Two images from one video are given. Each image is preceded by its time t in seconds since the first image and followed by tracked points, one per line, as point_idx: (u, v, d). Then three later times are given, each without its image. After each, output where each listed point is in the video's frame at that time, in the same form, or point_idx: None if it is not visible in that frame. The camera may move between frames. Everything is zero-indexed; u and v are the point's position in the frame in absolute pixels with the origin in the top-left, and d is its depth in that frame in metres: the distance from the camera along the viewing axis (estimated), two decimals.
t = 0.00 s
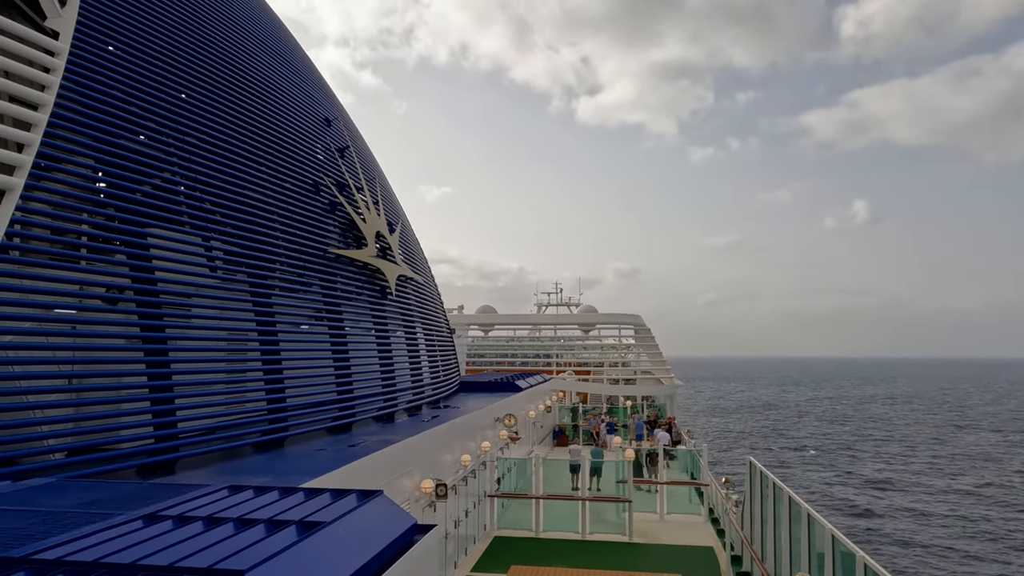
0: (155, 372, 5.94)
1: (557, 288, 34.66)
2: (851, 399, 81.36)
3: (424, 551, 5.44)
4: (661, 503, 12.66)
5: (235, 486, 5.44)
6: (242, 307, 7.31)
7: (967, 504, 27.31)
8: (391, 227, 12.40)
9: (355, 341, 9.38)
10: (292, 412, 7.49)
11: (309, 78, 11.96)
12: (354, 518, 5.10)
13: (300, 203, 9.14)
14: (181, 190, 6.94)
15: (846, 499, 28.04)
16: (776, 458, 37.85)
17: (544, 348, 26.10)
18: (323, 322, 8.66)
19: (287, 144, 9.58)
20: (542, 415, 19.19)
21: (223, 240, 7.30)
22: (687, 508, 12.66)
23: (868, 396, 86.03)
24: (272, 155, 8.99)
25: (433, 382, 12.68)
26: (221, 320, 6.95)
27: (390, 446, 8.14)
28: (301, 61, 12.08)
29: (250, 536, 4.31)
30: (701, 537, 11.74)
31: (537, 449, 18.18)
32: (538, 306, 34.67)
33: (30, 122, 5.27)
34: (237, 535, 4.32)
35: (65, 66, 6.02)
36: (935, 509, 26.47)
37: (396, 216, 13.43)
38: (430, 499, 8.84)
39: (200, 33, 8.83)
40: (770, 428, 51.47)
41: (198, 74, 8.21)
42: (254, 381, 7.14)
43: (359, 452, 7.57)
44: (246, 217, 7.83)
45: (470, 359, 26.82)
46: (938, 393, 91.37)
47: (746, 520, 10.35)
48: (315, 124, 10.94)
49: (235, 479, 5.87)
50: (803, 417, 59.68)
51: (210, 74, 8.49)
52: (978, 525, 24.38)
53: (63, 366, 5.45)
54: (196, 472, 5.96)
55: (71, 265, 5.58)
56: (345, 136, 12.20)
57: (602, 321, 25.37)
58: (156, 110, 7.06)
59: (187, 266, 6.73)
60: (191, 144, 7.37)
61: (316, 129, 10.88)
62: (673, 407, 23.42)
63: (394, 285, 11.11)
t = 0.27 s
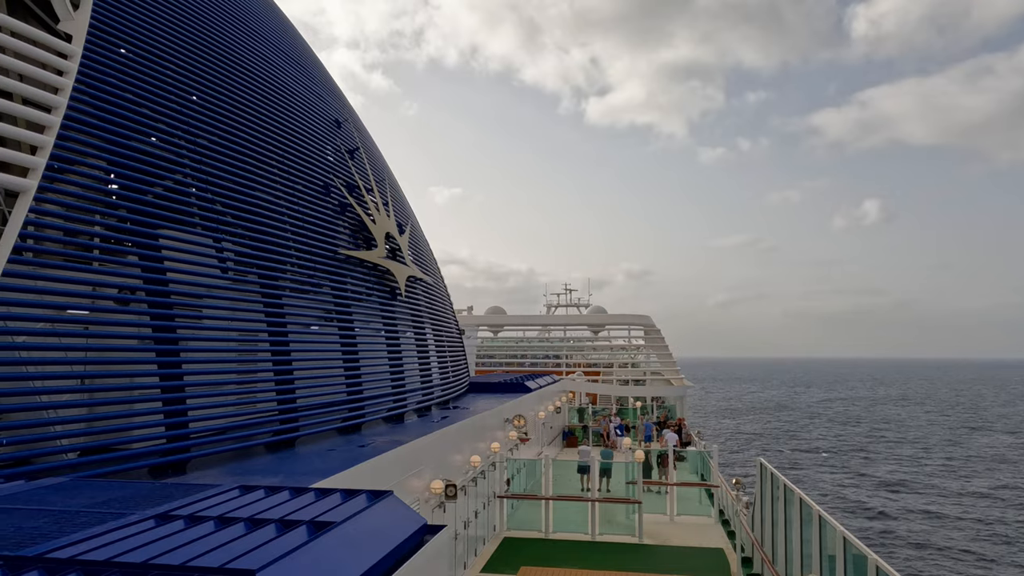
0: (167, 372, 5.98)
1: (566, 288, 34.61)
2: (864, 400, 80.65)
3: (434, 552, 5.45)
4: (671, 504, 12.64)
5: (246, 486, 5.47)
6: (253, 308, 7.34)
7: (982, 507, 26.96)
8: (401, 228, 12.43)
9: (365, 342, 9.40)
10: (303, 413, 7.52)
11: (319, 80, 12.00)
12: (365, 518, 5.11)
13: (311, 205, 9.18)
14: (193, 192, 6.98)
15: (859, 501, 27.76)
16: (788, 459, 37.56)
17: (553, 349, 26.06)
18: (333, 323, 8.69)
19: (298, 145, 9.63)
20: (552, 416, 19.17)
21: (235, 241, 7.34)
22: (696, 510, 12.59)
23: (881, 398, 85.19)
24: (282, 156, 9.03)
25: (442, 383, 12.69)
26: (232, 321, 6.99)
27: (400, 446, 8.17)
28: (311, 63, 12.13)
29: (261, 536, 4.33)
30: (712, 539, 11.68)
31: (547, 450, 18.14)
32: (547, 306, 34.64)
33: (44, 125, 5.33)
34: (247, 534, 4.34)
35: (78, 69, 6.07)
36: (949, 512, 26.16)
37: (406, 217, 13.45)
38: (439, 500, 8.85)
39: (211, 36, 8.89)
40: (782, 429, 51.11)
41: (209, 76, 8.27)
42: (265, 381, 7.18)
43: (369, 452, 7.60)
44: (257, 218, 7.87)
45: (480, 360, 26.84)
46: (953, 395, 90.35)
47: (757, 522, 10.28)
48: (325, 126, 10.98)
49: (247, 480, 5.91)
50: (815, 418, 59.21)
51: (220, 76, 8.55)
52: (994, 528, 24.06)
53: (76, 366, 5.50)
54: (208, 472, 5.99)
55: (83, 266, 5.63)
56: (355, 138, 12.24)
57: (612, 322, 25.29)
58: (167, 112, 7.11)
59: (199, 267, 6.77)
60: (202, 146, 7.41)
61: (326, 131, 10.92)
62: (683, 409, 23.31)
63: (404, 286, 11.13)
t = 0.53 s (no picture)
0: (174, 373, 6.00)
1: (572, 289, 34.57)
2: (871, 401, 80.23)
3: (440, 552, 5.45)
4: (677, 504, 12.52)
5: (253, 486, 5.48)
6: (259, 308, 7.36)
7: (991, 508, 26.77)
8: (407, 229, 12.45)
9: (371, 343, 9.42)
10: (309, 413, 7.54)
11: (325, 81, 12.04)
12: (371, 519, 5.11)
13: (316, 205, 9.20)
14: (199, 193, 7.01)
15: (868, 502, 27.58)
16: (795, 460, 37.39)
17: (559, 349, 26.02)
18: (339, 324, 8.71)
19: (303, 146, 9.65)
20: (558, 416, 19.16)
21: (241, 242, 7.37)
22: (703, 511, 12.58)
23: (889, 399, 84.70)
24: (288, 157, 9.06)
25: (448, 383, 12.69)
26: (238, 322, 7.02)
27: (406, 447, 8.18)
28: (317, 64, 12.17)
29: (268, 536, 4.34)
30: (718, 540, 11.65)
31: (553, 451, 18.11)
32: (553, 307, 34.60)
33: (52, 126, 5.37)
34: (254, 534, 4.35)
35: (86, 71, 6.12)
36: (958, 513, 25.99)
37: (412, 218, 13.47)
38: (445, 500, 8.86)
39: (217, 38, 8.93)
40: (788, 430, 50.89)
41: (216, 78, 8.30)
42: (271, 381, 7.21)
43: (375, 453, 7.61)
44: (264, 219, 7.90)
45: (485, 361, 26.86)
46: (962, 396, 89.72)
47: (763, 524, 10.24)
48: (331, 127, 11.01)
49: (253, 480, 5.92)
50: (822, 419, 58.93)
51: (227, 78, 8.59)
52: (1005, 530, 23.85)
53: (84, 366, 5.53)
54: (215, 472, 6.02)
55: (90, 266, 5.66)
56: (361, 138, 12.27)
57: (618, 322, 25.24)
58: (174, 113, 7.15)
59: (205, 268, 6.80)
60: (208, 147, 7.45)
61: (332, 132, 10.95)
62: (689, 409, 23.23)
63: (410, 286, 11.14)
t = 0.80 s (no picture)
0: (176, 372, 6.01)
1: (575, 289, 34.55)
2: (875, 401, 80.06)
3: (442, 552, 5.45)
4: (679, 505, 12.51)
5: (255, 485, 5.49)
6: (262, 309, 7.37)
7: (995, 509, 26.68)
8: (410, 229, 12.46)
9: (373, 343, 9.42)
10: (311, 413, 7.54)
11: (327, 81, 12.05)
12: (373, 519, 5.11)
13: (319, 206, 9.21)
14: (202, 193, 7.02)
15: (872, 503, 27.49)
16: (799, 461, 37.32)
17: (561, 349, 26.00)
18: (341, 324, 8.72)
19: (306, 146, 9.66)
20: (560, 416, 19.16)
21: (243, 242, 7.37)
22: (705, 511, 12.55)
23: (893, 399, 84.42)
24: (291, 157, 9.07)
25: (450, 384, 12.69)
26: (241, 321, 7.02)
27: (408, 447, 8.18)
28: (319, 64, 12.18)
29: (270, 536, 4.34)
30: (721, 540, 11.63)
31: (555, 451, 18.11)
32: (556, 307, 34.58)
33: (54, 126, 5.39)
34: (256, 534, 4.35)
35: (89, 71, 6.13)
36: (962, 513, 25.91)
37: (414, 218, 13.47)
38: (448, 500, 8.86)
39: (220, 38, 8.94)
40: (792, 431, 50.81)
41: (218, 78, 8.31)
42: (273, 381, 7.22)
43: (377, 453, 7.61)
44: (267, 219, 7.90)
45: (488, 361, 26.87)
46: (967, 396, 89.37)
47: (766, 524, 10.22)
48: (334, 127, 11.02)
49: (256, 479, 5.93)
50: (825, 420, 58.79)
51: (230, 78, 8.59)
52: (1009, 530, 23.76)
53: (87, 366, 5.54)
54: (218, 472, 6.03)
55: (93, 266, 5.67)
56: (363, 138, 12.27)
57: (620, 322, 25.23)
58: (177, 114, 7.15)
59: (208, 268, 6.80)
60: (211, 147, 7.46)
61: (335, 132, 10.96)
62: (692, 410, 23.20)
63: (412, 286, 11.15)
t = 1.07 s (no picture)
0: (173, 371, 6.00)
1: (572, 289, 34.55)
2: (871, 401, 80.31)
3: (439, 551, 5.45)
4: (676, 504, 12.54)
5: (252, 485, 5.48)
6: (258, 308, 7.35)
7: (989, 509, 26.79)
8: (407, 228, 12.45)
9: (370, 342, 9.41)
10: (308, 413, 7.53)
11: (324, 80, 12.02)
12: (370, 518, 5.11)
13: (316, 205, 9.20)
14: (199, 192, 7.00)
15: (868, 503, 27.56)
16: (795, 460, 37.40)
17: (558, 349, 25.99)
18: (338, 323, 8.70)
19: (303, 145, 9.64)
20: (557, 416, 19.17)
21: (240, 241, 7.36)
22: (702, 510, 12.57)
23: (889, 399, 84.61)
24: (288, 157, 9.05)
25: (447, 383, 12.69)
26: (238, 321, 7.01)
27: (405, 447, 8.18)
28: (316, 63, 12.15)
29: (266, 535, 4.33)
30: (717, 540, 11.64)
31: (551, 451, 18.13)
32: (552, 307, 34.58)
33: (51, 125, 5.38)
34: (252, 534, 4.34)
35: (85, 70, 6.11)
36: (957, 513, 26.01)
37: (411, 218, 13.47)
38: (444, 500, 8.85)
39: (217, 37, 8.92)
40: (788, 430, 50.91)
41: (215, 77, 8.30)
42: (270, 380, 7.21)
43: (374, 452, 7.60)
44: (263, 218, 7.89)
45: (484, 361, 26.86)
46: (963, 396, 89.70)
47: (762, 524, 10.24)
48: (331, 126, 11.01)
49: (252, 479, 5.92)
50: (821, 419, 58.95)
51: (226, 77, 8.57)
52: (1004, 530, 23.87)
53: (83, 365, 5.52)
54: (214, 472, 6.01)
55: (89, 265, 5.66)
56: (360, 138, 12.26)
57: (617, 322, 25.24)
58: (174, 112, 7.14)
59: (204, 267, 6.79)
60: (208, 146, 7.44)
61: (332, 131, 10.94)
62: (688, 409, 23.22)
63: (409, 286, 11.14)
